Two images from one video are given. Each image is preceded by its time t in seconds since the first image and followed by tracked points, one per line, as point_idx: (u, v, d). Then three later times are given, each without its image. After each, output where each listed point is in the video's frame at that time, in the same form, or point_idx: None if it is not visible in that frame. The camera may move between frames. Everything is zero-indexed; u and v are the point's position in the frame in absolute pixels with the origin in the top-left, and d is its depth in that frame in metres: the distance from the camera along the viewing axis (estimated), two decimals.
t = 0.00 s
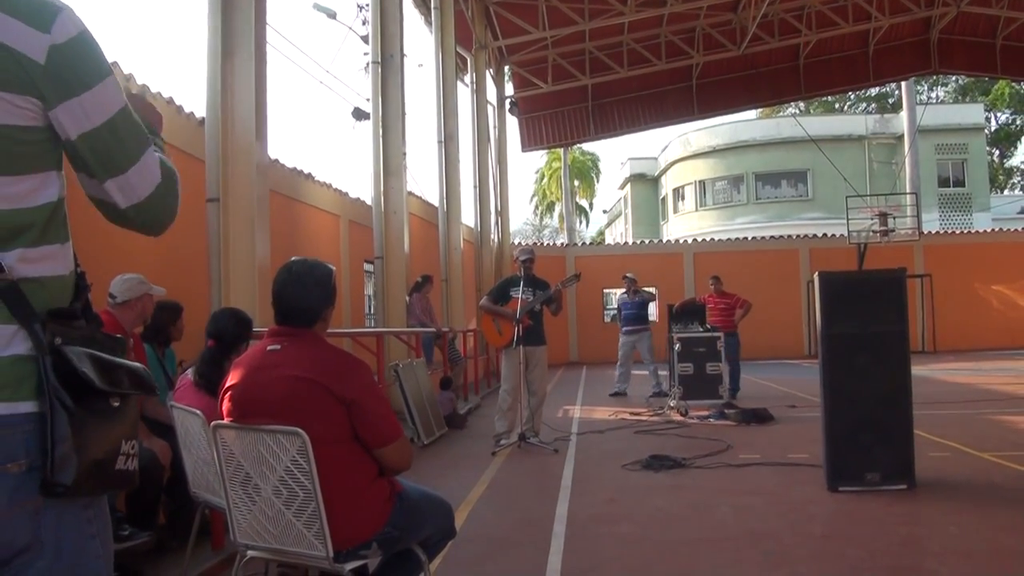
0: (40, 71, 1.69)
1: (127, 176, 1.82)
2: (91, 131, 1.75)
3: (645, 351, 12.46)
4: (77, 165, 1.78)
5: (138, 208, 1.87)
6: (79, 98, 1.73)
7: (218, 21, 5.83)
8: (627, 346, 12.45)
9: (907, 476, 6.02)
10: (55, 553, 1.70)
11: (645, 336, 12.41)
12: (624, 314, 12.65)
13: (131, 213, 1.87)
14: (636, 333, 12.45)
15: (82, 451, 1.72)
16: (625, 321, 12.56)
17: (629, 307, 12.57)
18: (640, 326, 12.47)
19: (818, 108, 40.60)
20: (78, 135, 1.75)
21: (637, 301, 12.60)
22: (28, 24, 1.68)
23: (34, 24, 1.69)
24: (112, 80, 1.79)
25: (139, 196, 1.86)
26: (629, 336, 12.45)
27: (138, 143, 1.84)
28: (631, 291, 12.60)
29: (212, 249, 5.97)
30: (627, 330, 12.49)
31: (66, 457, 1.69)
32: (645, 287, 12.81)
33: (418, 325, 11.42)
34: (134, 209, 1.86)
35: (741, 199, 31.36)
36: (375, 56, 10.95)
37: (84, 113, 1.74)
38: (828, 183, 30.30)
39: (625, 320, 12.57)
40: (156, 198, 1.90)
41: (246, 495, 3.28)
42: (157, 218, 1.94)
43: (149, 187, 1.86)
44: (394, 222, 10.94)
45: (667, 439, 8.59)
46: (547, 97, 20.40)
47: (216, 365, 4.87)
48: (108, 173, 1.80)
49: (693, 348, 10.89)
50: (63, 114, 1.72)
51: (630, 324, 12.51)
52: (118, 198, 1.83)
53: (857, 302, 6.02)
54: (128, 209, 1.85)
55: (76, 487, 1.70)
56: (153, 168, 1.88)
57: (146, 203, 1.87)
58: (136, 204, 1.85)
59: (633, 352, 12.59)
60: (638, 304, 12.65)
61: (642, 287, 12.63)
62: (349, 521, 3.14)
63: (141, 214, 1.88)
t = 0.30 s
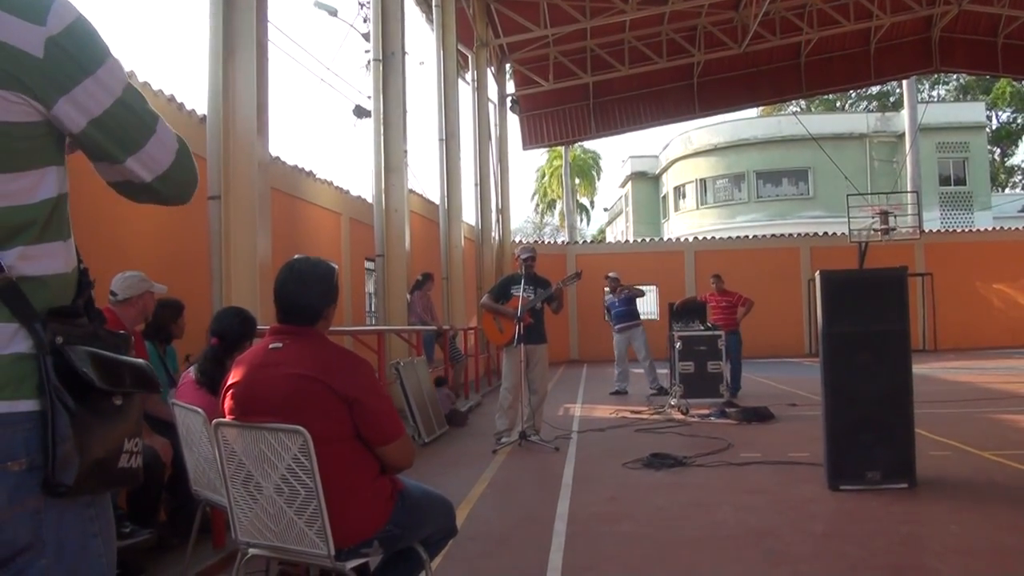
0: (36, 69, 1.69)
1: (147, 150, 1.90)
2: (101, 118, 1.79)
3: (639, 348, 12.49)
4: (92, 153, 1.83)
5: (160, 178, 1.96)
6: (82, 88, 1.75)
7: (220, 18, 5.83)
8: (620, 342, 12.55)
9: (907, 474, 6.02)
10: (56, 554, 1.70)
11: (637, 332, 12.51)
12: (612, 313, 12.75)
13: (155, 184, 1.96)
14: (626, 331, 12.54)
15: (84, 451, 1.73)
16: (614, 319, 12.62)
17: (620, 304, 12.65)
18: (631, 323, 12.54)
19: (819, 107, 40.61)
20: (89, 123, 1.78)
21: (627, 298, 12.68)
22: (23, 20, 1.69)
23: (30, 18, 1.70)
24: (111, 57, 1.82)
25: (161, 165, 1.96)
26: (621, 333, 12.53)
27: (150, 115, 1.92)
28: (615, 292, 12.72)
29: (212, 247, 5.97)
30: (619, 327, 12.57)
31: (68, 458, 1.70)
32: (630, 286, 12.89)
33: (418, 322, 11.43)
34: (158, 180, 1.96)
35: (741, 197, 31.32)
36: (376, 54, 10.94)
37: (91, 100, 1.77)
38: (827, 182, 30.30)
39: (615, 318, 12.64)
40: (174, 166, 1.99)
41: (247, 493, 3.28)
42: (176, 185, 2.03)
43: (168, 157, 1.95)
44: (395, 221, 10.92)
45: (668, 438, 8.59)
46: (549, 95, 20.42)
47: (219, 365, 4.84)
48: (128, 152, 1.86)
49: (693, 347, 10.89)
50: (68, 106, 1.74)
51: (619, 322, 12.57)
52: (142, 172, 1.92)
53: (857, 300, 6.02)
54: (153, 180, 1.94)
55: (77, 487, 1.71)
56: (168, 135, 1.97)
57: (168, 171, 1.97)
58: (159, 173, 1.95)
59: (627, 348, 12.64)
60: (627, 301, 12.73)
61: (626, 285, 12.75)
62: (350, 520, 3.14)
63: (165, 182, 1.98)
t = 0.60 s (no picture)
0: (17, 62, 1.62)
1: (142, 137, 1.84)
2: (90, 109, 1.74)
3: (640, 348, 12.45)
4: (83, 144, 1.78)
5: (155, 165, 1.90)
6: (69, 79, 1.69)
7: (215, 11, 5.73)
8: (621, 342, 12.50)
9: (917, 478, 5.92)
10: (41, 563, 1.63)
11: (637, 330, 12.44)
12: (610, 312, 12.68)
13: (151, 171, 1.91)
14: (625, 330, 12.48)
15: (72, 455, 1.66)
16: (613, 318, 12.55)
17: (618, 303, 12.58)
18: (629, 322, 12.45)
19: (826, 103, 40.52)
20: (77, 114, 1.72)
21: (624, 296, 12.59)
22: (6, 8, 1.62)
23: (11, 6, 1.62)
24: (100, 41, 1.76)
25: (156, 151, 1.90)
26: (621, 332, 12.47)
27: (144, 101, 1.85)
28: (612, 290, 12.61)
29: (208, 245, 5.88)
30: (618, 326, 12.51)
31: (55, 463, 1.63)
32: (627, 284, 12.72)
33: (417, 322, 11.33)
34: (154, 167, 1.90)
35: (746, 195, 31.24)
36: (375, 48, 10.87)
37: (80, 91, 1.71)
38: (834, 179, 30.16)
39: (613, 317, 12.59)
40: (171, 155, 1.93)
41: (242, 496, 3.21)
42: (176, 172, 1.98)
43: (163, 143, 1.88)
44: (393, 218, 10.84)
45: (672, 440, 8.49)
46: (550, 92, 20.29)
47: (215, 367, 4.75)
48: (122, 142, 1.81)
49: (697, 347, 10.81)
50: (54, 99, 1.68)
51: (618, 321, 12.50)
52: (137, 159, 1.86)
53: (867, 300, 5.92)
54: (148, 167, 1.89)
55: (64, 493, 1.63)
56: (162, 121, 1.90)
57: (163, 159, 1.91)
58: (155, 161, 1.89)
59: (628, 347, 12.58)
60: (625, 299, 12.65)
61: (622, 283, 12.65)
62: (349, 523, 3.05)
63: (161, 168, 1.92)
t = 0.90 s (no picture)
0: None
1: (113, 118, 1.92)
2: (53, 89, 1.80)
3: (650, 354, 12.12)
4: (48, 124, 1.85)
5: (132, 145, 1.98)
6: (28, 56, 1.75)
7: None
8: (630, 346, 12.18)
9: (954, 496, 5.54)
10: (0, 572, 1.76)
11: (648, 334, 12.09)
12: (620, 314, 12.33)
13: (128, 151, 1.99)
14: (636, 334, 12.14)
15: (35, 468, 1.74)
16: (623, 321, 12.21)
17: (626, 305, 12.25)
18: (638, 326, 12.12)
19: (855, 87, 39.89)
20: (41, 96, 1.80)
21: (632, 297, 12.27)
22: None
23: None
24: (63, 19, 1.82)
25: (133, 131, 1.97)
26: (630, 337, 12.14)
27: (115, 78, 1.92)
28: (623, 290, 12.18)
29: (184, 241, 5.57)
30: (627, 330, 12.18)
31: (15, 476, 1.70)
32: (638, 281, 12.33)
33: (409, 322, 11.09)
34: (130, 148, 1.99)
35: (767, 186, 30.77)
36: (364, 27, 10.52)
37: (44, 73, 1.78)
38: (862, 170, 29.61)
39: (623, 321, 12.26)
40: (147, 137, 2.01)
41: (220, 514, 3.15)
42: (154, 151, 2.05)
43: (140, 126, 1.97)
44: (384, 212, 10.48)
45: (687, 453, 8.11)
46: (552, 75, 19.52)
47: (188, 376, 4.38)
48: (93, 124, 1.89)
49: (713, 352, 10.43)
50: (11, 80, 1.74)
51: (629, 324, 12.17)
52: (111, 141, 1.95)
53: (898, 303, 5.56)
54: (124, 148, 1.97)
55: (25, 508, 1.72)
56: (140, 101, 1.97)
57: (140, 140, 2.00)
58: (130, 143, 1.97)
59: (639, 351, 12.23)
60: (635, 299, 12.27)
61: (635, 284, 12.04)
62: (334, 542, 3.01)
63: (138, 149, 2.01)
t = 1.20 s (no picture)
0: None
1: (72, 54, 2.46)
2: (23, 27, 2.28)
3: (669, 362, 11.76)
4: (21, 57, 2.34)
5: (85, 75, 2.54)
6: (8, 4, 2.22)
7: None
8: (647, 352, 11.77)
9: (995, 515, 5.19)
10: None
11: (668, 340, 11.73)
12: (639, 316, 11.91)
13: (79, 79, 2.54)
14: (657, 339, 11.75)
15: None
16: (642, 324, 11.82)
17: (643, 309, 11.88)
18: (659, 332, 11.73)
19: (887, 69, 38.64)
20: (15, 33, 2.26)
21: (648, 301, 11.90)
22: None
23: None
24: None
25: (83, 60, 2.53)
26: (648, 342, 11.74)
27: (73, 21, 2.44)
28: (647, 290, 11.91)
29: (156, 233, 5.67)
30: (645, 335, 11.78)
31: None
32: (663, 284, 12.06)
33: (401, 325, 10.62)
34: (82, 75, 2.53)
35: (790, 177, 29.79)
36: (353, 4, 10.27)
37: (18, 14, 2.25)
38: (893, 162, 28.62)
39: (640, 325, 11.86)
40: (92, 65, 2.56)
41: (197, 532, 3.18)
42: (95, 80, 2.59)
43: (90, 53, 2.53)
44: (375, 203, 10.14)
45: (703, 467, 7.74)
46: (556, 58, 18.23)
47: (159, 385, 4.04)
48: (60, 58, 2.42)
49: (732, 357, 10.09)
50: None
51: (648, 328, 11.77)
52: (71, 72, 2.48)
53: (933, 303, 5.21)
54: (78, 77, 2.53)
55: None
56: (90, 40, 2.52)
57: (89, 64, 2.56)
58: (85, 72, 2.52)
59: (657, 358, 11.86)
60: (657, 303, 11.85)
61: (659, 285, 11.94)
62: (318, 557, 3.05)
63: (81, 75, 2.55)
